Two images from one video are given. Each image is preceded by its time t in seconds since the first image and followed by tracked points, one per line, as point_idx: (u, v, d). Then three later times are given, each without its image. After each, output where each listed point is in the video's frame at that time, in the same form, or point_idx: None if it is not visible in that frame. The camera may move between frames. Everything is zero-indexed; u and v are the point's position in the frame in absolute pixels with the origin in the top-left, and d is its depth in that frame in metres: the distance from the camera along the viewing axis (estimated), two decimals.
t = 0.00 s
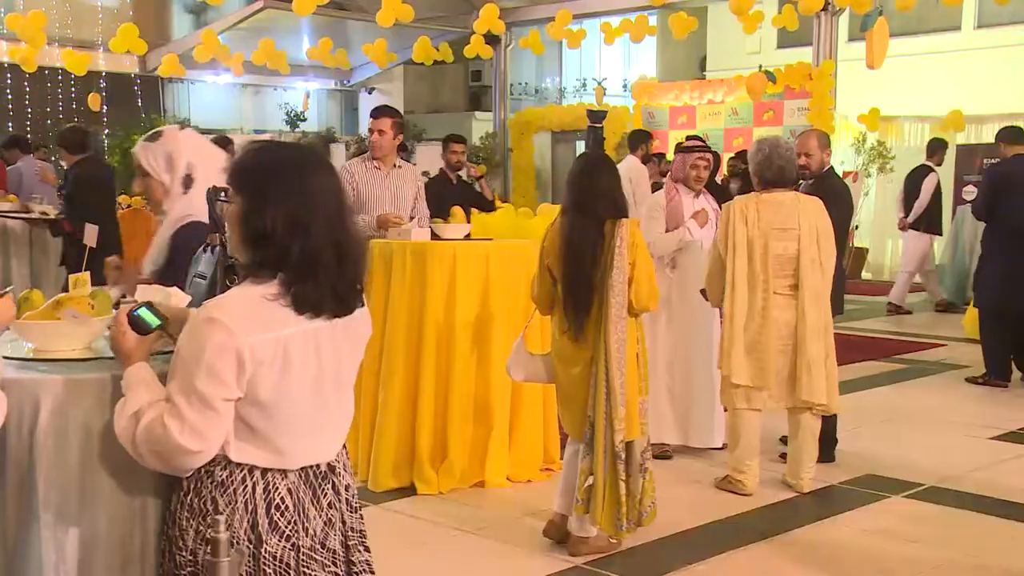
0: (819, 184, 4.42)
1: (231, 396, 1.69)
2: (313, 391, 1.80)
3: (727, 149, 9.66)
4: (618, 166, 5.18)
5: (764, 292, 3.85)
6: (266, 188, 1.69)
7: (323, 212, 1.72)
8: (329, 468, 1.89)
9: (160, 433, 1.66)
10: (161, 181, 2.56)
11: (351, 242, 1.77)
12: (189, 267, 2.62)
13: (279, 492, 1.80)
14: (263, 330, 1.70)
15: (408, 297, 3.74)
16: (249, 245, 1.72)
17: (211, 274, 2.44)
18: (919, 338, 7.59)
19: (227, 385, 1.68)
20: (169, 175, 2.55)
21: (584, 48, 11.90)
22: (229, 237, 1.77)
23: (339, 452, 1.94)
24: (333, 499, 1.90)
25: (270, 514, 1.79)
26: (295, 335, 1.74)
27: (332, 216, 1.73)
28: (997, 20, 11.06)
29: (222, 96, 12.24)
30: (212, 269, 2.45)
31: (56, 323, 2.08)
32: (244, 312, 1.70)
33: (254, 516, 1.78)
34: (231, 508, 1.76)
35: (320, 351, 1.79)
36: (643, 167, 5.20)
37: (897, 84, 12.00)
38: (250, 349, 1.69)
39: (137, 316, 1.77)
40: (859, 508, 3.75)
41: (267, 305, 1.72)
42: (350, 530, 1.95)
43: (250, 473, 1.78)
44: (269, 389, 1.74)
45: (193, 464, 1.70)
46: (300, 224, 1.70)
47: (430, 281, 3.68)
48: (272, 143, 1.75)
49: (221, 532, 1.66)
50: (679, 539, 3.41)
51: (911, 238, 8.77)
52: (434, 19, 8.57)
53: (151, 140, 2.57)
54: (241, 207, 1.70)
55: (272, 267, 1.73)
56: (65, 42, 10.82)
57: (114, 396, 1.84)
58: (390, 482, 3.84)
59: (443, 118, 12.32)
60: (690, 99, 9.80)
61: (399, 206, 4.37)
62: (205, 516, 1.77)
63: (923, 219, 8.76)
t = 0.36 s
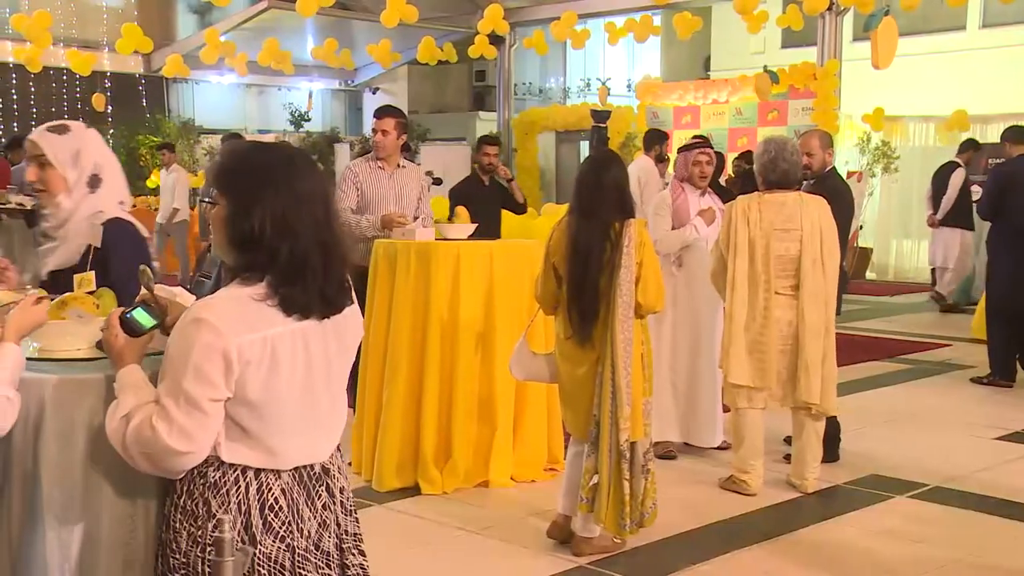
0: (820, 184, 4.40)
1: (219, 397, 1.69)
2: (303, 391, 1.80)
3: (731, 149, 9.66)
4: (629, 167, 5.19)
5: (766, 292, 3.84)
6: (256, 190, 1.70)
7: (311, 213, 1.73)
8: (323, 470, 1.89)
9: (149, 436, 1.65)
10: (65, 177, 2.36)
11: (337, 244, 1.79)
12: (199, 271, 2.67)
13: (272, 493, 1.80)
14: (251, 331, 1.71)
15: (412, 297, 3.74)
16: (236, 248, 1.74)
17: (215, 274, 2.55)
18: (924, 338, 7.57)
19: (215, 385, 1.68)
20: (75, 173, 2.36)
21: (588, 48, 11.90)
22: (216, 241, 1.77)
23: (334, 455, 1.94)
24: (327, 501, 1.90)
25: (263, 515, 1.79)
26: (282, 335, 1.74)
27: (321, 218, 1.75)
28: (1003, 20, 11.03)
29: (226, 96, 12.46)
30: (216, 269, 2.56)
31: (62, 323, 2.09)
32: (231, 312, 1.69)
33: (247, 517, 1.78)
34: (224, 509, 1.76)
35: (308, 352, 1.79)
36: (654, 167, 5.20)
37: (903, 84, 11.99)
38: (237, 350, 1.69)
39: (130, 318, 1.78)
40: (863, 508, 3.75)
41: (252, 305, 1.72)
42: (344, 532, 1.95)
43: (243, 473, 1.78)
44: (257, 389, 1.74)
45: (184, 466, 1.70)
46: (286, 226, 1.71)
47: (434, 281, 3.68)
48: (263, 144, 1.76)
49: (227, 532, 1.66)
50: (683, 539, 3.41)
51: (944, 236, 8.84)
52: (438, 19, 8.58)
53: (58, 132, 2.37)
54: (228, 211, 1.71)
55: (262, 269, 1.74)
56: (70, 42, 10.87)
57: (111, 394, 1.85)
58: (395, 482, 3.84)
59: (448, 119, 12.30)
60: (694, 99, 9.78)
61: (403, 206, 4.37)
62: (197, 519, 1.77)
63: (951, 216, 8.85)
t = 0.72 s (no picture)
0: (839, 184, 4.37)
1: (235, 396, 1.69)
2: (320, 390, 1.81)
3: (749, 149, 9.65)
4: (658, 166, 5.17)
5: (784, 292, 3.82)
6: (272, 191, 1.71)
7: (327, 214, 1.74)
8: (343, 468, 1.90)
9: (166, 437, 1.65)
10: None
11: (353, 244, 1.79)
12: (216, 272, 2.65)
13: (293, 492, 1.81)
14: (265, 329, 1.71)
15: (430, 296, 3.75)
16: (251, 249, 1.74)
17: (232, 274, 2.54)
18: (945, 339, 7.52)
19: (231, 384, 1.68)
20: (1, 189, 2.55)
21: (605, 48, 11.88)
22: (234, 240, 1.78)
23: (353, 454, 1.95)
24: (347, 501, 1.91)
25: (285, 514, 1.81)
26: (296, 333, 1.75)
27: (338, 219, 1.76)
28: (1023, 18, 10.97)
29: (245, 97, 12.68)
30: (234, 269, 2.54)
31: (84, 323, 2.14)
32: (243, 312, 1.70)
33: (269, 516, 1.79)
34: (246, 507, 1.78)
35: (322, 351, 1.80)
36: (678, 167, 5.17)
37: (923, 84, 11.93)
38: (250, 349, 1.69)
39: (144, 323, 1.80)
40: (883, 510, 3.73)
41: (265, 304, 1.72)
42: (361, 532, 1.96)
43: (264, 472, 1.79)
44: (273, 388, 1.74)
45: (202, 466, 1.71)
46: (305, 228, 1.72)
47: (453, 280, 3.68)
48: (277, 146, 1.77)
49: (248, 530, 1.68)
50: (702, 540, 3.40)
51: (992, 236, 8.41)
52: (456, 19, 8.58)
53: None
54: (245, 210, 1.73)
55: (276, 268, 1.74)
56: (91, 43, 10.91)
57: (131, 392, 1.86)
58: (412, 481, 3.85)
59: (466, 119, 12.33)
60: (712, 98, 9.73)
61: (421, 205, 4.37)
62: (220, 517, 1.79)
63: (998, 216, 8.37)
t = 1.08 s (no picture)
0: (878, 182, 4.35)
1: (275, 392, 1.71)
2: (359, 385, 1.82)
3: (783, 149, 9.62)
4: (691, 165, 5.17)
5: (819, 293, 3.79)
6: (308, 189, 1.72)
7: (361, 212, 1.75)
8: (393, 460, 1.92)
9: (209, 430, 1.69)
10: None
11: (388, 242, 1.81)
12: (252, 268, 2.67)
13: (349, 486, 1.84)
14: (304, 324, 1.72)
15: (462, 295, 3.76)
16: (286, 244, 1.76)
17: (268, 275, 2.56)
18: (982, 340, 7.43)
19: (270, 380, 1.70)
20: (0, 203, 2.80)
21: (637, 47, 11.86)
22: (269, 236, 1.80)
23: (402, 446, 1.97)
24: (398, 493, 1.92)
25: (341, 507, 1.83)
26: (336, 326, 1.76)
27: (374, 218, 1.77)
28: None
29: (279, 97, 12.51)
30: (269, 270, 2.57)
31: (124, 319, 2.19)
32: (284, 306, 1.72)
33: (326, 509, 1.82)
34: (304, 502, 1.81)
35: (363, 344, 1.81)
36: (714, 167, 5.16)
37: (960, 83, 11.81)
38: (289, 344, 1.71)
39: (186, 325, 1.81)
40: (919, 513, 3.69)
41: (302, 299, 1.74)
42: (414, 523, 1.96)
43: (320, 467, 1.82)
44: (316, 382, 1.76)
45: (246, 459, 1.72)
46: (337, 225, 1.72)
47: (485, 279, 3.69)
48: (317, 142, 1.78)
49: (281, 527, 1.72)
50: (737, 542, 3.39)
51: None
52: (485, 19, 8.62)
53: None
54: (280, 205, 1.74)
55: (315, 265, 1.76)
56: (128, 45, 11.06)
57: (174, 388, 1.89)
58: (445, 480, 3.87)
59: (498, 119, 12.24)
60: (745, 97, 9.63)
61: (452, 207, 4.39)
62: (278, 511, 1.81)
63: None
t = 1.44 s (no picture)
0: (922, 182, 4.29)
1: (359, 374, 1.75)
2: (436, 375, 1.84)
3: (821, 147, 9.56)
4: (727, 165, 5.15)
5: (854, 292, 3.76)
6: (367, 184, 1.74)
7: (412, 204, 1.74)
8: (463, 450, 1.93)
9: (293, 411, 1.77)
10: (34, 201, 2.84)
11: (453, 234, 1.79)
12: (290, 267, 2.71)
13: (420, 474, 1.86)
14: (384, 313, 1.76)
15: (498, 295, 3.78)
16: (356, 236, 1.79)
17: (308, 274, 2.60)
18: None
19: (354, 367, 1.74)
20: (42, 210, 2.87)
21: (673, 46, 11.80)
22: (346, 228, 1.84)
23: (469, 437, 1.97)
24: (466, 481, 1.93)
25: (412, 496, 1.84)
26: (415, 315, 1.79)
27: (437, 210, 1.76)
28: None
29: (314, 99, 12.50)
30: (309, 268, 2.61)
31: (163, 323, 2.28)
32: (366, 294, 1.77)
33: (398, 498, 1.84)
34: (377, 490, 1.83)
35: (441, 334, 1.84)
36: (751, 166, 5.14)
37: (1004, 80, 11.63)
38: (374, 331, 1.75)
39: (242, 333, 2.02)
40: (960, 517, 3.65)
41: (371, 290, 1.77)
42: (479, 510, 1.96)
43: (394, 456, 1.85)
44: (395, 368, 1.79)
45: (324, 439, 1.78)
46: (383, 219, 1.74)
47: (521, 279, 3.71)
48: (381, 138, 1.79)
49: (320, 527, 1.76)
50: (775, 544, 3.37)
51: None
52: (524, 19, 8.75)
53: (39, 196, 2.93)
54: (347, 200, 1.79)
55: (381, 258, 1.77)
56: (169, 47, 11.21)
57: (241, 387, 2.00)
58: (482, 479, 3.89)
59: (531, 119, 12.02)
60: (783, 96, 9.59)
61: (489, 207, 4.41)
62: (353, 498, 1.85)
63: None
